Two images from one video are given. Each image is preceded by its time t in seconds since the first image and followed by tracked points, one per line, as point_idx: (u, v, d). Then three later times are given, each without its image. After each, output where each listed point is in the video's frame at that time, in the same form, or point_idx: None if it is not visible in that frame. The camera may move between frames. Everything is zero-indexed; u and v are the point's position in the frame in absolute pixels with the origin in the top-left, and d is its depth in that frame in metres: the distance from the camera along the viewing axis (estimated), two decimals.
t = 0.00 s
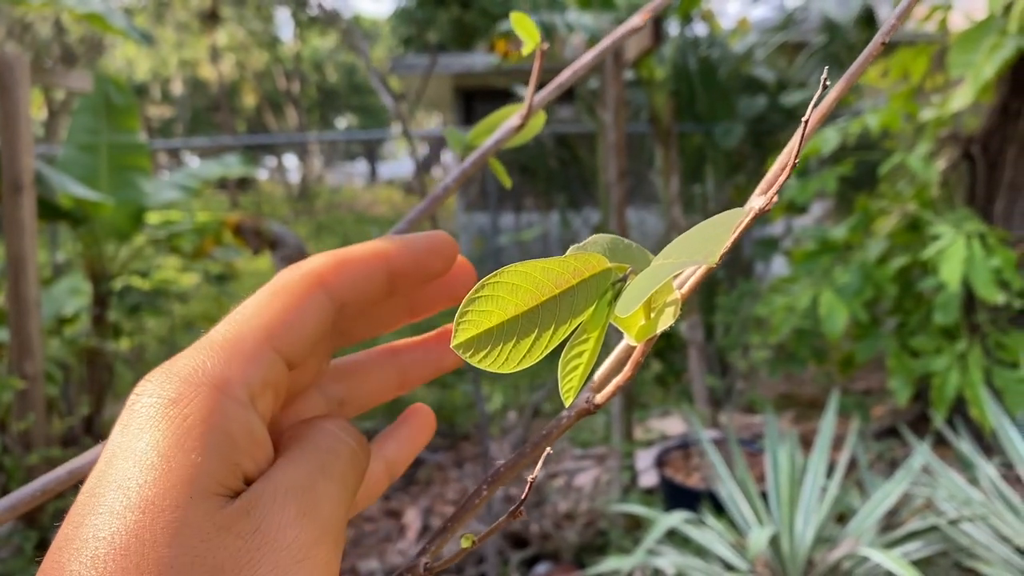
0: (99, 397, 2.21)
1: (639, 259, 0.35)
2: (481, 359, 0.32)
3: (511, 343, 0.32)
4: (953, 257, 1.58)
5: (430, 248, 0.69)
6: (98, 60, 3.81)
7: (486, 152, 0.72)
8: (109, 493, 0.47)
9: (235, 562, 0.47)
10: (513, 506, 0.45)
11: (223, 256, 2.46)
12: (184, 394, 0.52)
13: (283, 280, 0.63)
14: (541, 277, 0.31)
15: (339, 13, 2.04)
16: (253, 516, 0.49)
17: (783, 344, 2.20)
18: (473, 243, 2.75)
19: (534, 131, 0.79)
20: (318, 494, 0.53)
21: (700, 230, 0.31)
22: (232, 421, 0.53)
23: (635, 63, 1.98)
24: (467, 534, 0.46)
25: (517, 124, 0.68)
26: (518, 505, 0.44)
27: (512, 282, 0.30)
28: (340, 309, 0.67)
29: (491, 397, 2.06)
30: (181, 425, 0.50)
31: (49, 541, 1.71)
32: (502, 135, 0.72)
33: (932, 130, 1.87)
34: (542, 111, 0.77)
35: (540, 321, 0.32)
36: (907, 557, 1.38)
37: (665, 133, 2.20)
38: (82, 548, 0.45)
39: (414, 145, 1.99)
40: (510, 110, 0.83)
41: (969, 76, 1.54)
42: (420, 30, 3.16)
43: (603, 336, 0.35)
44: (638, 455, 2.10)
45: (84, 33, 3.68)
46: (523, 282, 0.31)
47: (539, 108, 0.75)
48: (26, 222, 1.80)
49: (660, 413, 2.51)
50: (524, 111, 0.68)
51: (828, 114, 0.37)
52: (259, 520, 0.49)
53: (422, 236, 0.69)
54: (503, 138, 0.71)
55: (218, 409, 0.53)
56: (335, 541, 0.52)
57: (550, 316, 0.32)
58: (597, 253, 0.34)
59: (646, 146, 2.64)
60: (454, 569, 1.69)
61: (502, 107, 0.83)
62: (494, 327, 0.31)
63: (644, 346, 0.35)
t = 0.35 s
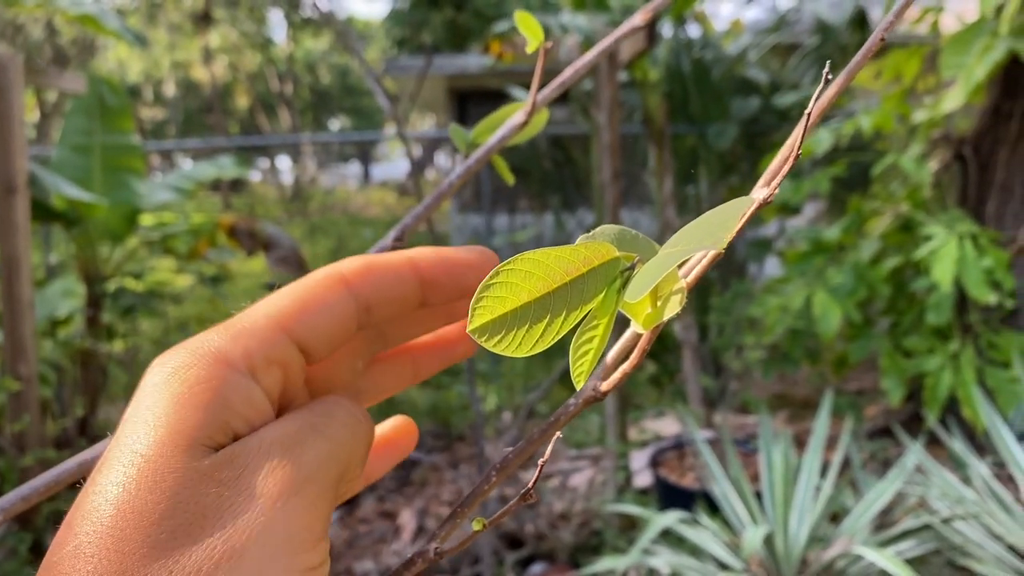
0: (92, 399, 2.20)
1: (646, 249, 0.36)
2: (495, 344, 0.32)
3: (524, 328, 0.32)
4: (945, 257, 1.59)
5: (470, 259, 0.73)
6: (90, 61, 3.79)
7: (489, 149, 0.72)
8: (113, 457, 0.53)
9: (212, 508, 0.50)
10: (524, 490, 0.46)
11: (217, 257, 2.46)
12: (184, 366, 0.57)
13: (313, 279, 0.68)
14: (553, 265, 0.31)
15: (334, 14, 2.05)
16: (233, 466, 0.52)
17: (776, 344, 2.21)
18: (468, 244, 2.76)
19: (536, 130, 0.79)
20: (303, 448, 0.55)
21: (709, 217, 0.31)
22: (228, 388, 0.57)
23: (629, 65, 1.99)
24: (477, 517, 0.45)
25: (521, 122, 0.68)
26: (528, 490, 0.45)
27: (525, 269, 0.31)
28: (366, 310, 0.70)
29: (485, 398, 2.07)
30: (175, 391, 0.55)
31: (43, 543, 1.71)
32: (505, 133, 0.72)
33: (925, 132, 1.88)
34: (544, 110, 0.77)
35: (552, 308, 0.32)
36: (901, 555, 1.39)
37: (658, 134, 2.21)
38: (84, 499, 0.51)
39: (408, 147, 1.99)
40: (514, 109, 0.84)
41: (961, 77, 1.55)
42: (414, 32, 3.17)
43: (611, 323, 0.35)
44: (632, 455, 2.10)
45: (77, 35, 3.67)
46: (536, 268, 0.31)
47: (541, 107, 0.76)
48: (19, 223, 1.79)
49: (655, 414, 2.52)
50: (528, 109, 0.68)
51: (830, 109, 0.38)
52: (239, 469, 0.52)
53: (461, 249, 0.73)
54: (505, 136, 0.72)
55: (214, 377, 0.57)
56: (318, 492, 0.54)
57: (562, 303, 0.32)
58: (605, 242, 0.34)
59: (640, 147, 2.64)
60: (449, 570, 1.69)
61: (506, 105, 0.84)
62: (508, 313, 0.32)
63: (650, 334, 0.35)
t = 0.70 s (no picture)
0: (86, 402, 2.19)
1: (640, 262, 0.36)
2: (492, 360, 0.32)
3: (520, 344, 0.32)
4: (939, 259, 1.59)
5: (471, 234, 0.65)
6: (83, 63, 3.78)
7: (484, 158, 0.72)
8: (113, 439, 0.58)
9: (176, 481, 0.54)
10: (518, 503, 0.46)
11: (211, 260, 2.45)
12: (180, 354, 0.62)
13: (321, 277, 0.69)
14: (548, 279, 0.32)
15: (327, 16, 2.05)
16: (198, 442, 0.55)
17: (771, 346, 2.22)
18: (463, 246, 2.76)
19: (530, 139, 0.79)
20: (271, 420, 0.54)
21: (703, 232, 0.31)
22: (217, 373, 0.61)
23: (624, 67, 1.99)
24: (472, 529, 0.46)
25: (514, 131, 0.69)
26: (523, 501, 0.46)
27: (519, 284, 0.31)
28: (380, 302, 0.69)
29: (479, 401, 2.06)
30: (165, 376, 0.60)
31: (37, 547, 1.72)
32: (500, 142, 0.72)
33: (918, 134, 1.89)
34: (539, 118, 0.78)
35: (548, 322, 0.33)
36: (895, 556, 1.39)
37: (653, 136, 2.21)
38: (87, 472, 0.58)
39: (402, 149, 1.99)
40: (510, 115, 0.84)
41: (954, 80, 1.56)
42: (409, 34, 3.17)
43: (605, 337, 0.35)
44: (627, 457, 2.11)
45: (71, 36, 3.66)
46: (531, 283, 0.31)
47: (535, 115, 0.76)
48: (12, 225, 1.78)
49: (649, 416, 2.52)
50: (522, 118, 0.69)
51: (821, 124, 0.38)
52: (203, 444, 0.55)
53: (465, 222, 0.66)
54: (500, 144, 0.72)
55: (203, 364, 0.61)
56: (286, 464, 0.53)
57: (557, 318, 0.33)
58: (600, 256, 0.35)
59: (634, 149, 2.65)
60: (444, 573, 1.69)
61: (502, 113, 0.84)
62: (504, 328, 0.32)
63: (645, 347, 0.35)
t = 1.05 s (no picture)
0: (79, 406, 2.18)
1: (627, 273, 0.36)
2: (473, 374, 0.32)
3: (502, 357, 0.32)
4: (932, 261, 1.60)
5: (482, 244, 0.66)
6: (77, 64, 3.77)
7: (473, 165, 0.72)
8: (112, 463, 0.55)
9: (184, 504, 0.51)
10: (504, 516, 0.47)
11: (204, 262, 2.45)
12: (180, 374, 0.60)
13: (321, 293, 0.67)
14: (531, 292, 0.32)
15: (320, 18, 2.05)
16: (204, 464, 0.52)
17: (765, 348, 2.22)
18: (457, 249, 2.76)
19: (519, 145, 0.79)
20: (279, 440, 0.52)
21: (688, 244, 0.31)
22: (221, 394, 0.58)
23: (617, 69, 1.99)
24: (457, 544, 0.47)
25: (503, 136, 0.68)
26: (509, 514, 0.46)
27: (501, 296, 0.31)
28: (383, 319, 0.68)
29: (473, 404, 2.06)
30: (167, 396, 0.57)
31: (27, 551, 1.71)
32: (489, 147, 0.72)
33: (911, 136, 1.89)
34: (529, 123, 0.77)
35: (531, 335, 0.33)
36: (889, 558, 1.39)
37: (646, 139, 2.21)
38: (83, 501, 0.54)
39: (396, 151, 1.99)
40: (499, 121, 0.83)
41: (946, 82, 1.56)
42: (403, 35, 3.18)
43: (590, 348, 0.35)
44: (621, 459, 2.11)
45: (64, 38, 3.64)
46: (514, 295, 0.31)
47: (524, 121, 0.75)
48: (5, 228, 1.77)
49: (643, 417, 2.53)
50: (510, 124, 0.69)
51: (808, 133, 0.38)
52: (211, 466, 0.52)
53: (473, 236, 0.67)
54: (489, 150, 0.72)
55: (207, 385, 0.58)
56: (296, 483, 0.52)
57: (540, 331, 0.33)
58: (585, 267, 0.35)
59: (628, 151, 2.65)
60: None
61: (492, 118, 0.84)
62: (486, 341, 0.32)
63: (631, 359, 0.35)
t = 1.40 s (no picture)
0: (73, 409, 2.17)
1: (621, 280, 0.36)
2: (467, 385, 0.32)
3: (497, 367, 0.32)
4: (927, 263, 1.60)
5: (456, 238, 0.63)
6: (72, 66, 3.76)
7: (468, 170, 0.72)
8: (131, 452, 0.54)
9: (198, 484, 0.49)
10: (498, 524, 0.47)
11: (200, 265, 2.44)
12: (196, 362, 0.59)
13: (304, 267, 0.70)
14: (525, 302, 0.31)
15: (315, 20, 2.05)
16: (218, 442, 0.50)
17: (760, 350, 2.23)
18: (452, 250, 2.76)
19: (515, 150, 0.79)
20: (291, 415, 0.49)
21: (683, 254, 0.31)
22: (236, 377, 0.59)
23: (612, 71, 2.00)
24: (452, 551, 0.47)
25: (498, 141, 0.69)
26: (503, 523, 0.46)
27: (497, 306, 0.31)
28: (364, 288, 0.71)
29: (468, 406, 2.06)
30: (184, 384, 0.57)
31: (22, 554, 1.69)
32: (483, 153, 0.72)
33: (906, 138, 1.90)
34: (523, 128, 0.78)
35: (526, 345, 0.32)
36: (884, 560, 1.39)
37: (642, 141, 2.21)
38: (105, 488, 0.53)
39: (392, 153, 1.99)
40: (494, 126, 0.83)
41: (941, 84, 1.57)
42: (398, 37, 3.19)
43: (585, 357, 0.35)
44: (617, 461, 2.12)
45: (59, 39, 3.64)
46: (510, 305, 0.31)
47: (519, 126, 0.75)
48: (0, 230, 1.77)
49: (639, 419, 2.53)
50: (505, 129, 0.69)
51: (802, 140, 0.38)
52: (225, 445, 0.50)
53: (449, 226, 0.64)
54: (484, 155, 0.72)
55: (223, 370, 0.58)
56: (311, 459, 0.48)
57: (535, 340, 0.32)
58: (580, 276, 0.35)
59: (623, 153, 2.65)
60: None
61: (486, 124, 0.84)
62: (481, 351, 0.31)
63: (626, 367, 0.35)
